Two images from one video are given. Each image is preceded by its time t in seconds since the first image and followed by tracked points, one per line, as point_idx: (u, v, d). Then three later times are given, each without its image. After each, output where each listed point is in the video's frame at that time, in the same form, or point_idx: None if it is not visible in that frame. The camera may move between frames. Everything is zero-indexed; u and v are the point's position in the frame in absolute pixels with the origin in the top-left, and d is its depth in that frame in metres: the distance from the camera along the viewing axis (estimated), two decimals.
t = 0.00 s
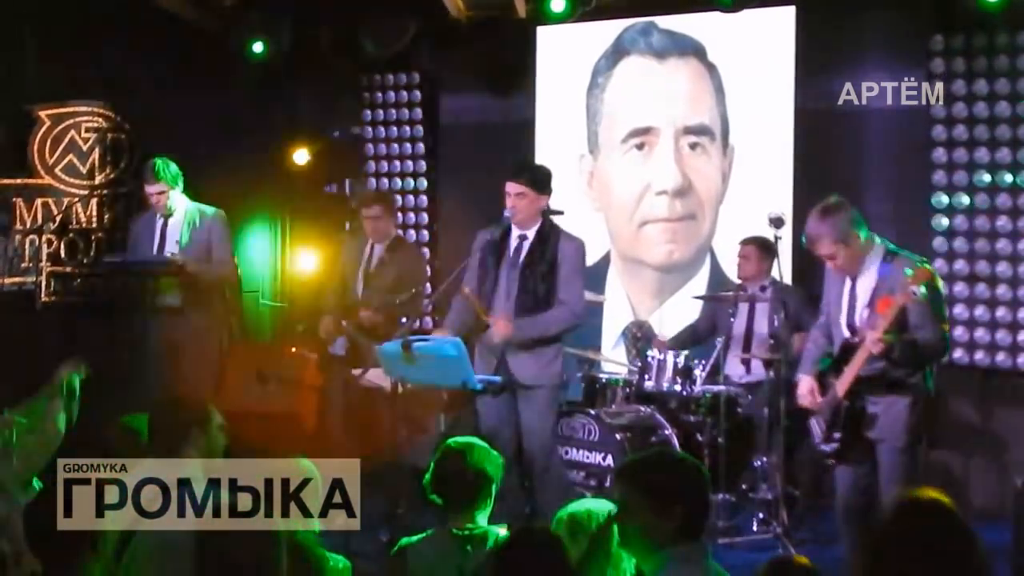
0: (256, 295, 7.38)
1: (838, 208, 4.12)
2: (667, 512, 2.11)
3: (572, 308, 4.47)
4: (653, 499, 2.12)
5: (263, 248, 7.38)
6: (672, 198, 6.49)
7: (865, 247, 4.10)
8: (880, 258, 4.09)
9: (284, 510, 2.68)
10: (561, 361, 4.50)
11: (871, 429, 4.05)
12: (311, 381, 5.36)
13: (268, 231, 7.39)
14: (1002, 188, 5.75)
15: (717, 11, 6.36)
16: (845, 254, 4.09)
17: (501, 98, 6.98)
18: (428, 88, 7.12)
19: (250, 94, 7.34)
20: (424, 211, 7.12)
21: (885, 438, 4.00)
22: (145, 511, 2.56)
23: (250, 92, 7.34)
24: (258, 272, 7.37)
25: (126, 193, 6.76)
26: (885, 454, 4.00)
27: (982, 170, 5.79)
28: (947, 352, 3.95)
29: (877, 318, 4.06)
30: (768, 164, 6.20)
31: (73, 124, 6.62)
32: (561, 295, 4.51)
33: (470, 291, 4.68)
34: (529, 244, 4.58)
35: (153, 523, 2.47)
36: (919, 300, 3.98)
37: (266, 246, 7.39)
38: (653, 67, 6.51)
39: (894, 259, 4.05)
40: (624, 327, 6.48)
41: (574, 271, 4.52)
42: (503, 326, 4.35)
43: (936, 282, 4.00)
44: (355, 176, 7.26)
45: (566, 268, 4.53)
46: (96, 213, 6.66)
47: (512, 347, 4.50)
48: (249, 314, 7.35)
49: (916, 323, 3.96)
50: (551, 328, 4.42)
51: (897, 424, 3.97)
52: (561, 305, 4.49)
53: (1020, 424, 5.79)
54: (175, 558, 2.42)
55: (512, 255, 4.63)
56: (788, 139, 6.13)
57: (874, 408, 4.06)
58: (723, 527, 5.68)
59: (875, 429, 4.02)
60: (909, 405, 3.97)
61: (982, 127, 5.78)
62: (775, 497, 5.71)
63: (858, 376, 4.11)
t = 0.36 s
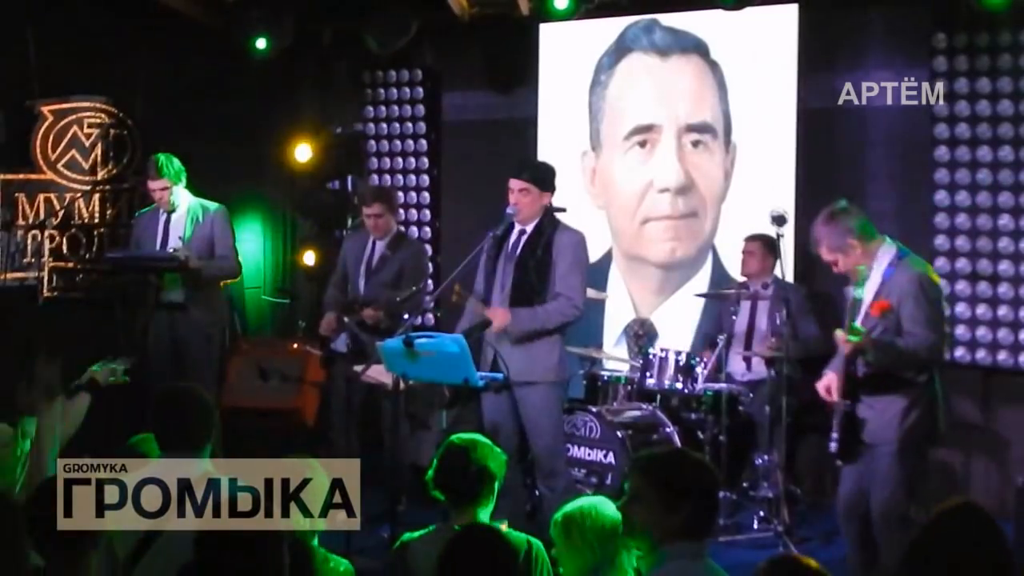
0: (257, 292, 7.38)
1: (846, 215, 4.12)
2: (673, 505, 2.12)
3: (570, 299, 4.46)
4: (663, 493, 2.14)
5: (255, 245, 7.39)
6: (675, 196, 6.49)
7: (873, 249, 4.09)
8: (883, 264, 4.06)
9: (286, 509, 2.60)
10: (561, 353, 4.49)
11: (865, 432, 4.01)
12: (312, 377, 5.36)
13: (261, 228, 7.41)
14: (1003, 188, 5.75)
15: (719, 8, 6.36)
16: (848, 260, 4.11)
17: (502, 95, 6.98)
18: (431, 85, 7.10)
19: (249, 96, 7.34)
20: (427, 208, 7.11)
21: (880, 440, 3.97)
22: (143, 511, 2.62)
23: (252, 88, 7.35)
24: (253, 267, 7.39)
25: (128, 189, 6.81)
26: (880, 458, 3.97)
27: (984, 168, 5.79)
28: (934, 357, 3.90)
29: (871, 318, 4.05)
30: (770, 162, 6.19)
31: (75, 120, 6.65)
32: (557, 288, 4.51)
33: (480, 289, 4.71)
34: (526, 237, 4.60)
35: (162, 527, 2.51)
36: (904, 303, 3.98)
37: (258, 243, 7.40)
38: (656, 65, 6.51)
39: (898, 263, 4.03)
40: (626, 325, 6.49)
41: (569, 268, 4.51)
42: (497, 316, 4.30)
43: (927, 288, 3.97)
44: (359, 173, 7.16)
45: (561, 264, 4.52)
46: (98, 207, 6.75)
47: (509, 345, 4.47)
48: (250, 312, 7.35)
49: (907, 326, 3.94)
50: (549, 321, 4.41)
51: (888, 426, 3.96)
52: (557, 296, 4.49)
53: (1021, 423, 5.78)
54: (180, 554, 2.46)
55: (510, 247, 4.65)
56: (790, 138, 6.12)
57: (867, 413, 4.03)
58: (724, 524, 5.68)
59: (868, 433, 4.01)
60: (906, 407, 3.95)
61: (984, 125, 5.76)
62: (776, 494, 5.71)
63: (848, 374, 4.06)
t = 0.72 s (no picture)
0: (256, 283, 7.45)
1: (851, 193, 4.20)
2: (664, 498, 2.17)
3: (580, 295, 4.46)
4: (662, 486, 2.18)
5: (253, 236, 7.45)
6: (681, 189, 6.49)
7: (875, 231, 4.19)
8: (886, 243, 4.15)
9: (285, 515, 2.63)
10: (566, 346, 4.49)
11: (871, 417, 4.09)
12: (318, 370, 5.35)
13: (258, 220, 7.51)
14: (1009, 182, 5.74)
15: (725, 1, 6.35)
16: (852, 237, 4.19)
17: (508, 89, 6.97)
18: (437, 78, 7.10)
19: (252, 92, 7.42)
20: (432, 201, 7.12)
21: (884, 426, 4.05)
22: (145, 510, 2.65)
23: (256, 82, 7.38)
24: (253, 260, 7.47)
25: (134, 183, 6.79)
26: (886, 442, 4.04)
27: (991, 162, 5.78)
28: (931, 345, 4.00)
29: (872, 301, 4.10)
30: (775, 156, 6.19)
31: (81, 114, 6.64)
32: (566, 282, 4.50)
33: (485, 283, 4.72)
34: (533, 229, 4.59)
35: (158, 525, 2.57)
36: (905, 286, 4.07)
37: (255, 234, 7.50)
38: (661, 59, 6.50)
39: (898, 247, 4.12)
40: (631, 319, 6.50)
41: (577, 261, 4.51)
42: (513, 328, 4.32)
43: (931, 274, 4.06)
44: (363, 167, 7.34)
45: (569, 257, 4.52)
46: (105, 202, 6.72)
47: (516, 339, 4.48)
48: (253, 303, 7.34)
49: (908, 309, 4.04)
50: (561, 322, 4.42)
51: (895, 410, 4.03)
52: (568, 291, 4.48)
53: None
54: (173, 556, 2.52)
55: (515, 240, 4.64)
56: (796, 132, 6.12)
57: (870, 396, 4.12)
58: (730, 518, 5.68)
59: (875, 418, 4.07)
60: (911, 390, 4.03)
61: (990, 119, 5.76)
62: (782, 488, 5.71)
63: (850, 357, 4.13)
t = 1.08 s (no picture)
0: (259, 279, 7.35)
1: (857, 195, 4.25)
2: (650, 506, 2.03)
3: (583, 296, 4.46)
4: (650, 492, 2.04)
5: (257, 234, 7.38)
6: (684, 187, 6.47)
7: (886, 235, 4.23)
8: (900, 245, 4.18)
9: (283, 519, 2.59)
10: (570, 347, 4.50)
11: (881, 419, 4.10)
12: (322, 368, 5.45)
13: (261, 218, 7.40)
14: (1013, 181, 5.74)
15: None
16: (866, 240, 4.21)
17: (512, 87, 6.97)
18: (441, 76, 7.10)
19: (260, 95, 7.36)
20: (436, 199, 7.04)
21: (896, 428, 4.05)
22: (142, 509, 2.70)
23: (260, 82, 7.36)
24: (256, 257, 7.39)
25: (138, 181, 6.74)
26: (896, 445, 4.06)
27: (995, 160, 5.77)
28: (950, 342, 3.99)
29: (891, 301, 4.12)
30: (779, 155, 6.19)
31: (85, 112, 6.71)
32: (570, 283, 4.50)
33: (486, 279, 4.70)
34: (539, 228, 4.59)
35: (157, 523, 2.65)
36: (926, 283, 4.07)
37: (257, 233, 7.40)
38: (666, 57, 6.50)
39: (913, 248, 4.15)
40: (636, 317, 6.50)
41: (584, 261, 4.52)
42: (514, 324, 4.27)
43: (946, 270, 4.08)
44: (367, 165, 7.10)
45: (575, 258, 4.53)
46: (108, 200, 6.69)
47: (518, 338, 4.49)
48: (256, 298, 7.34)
49: (927, 306, 4.04)
50: (562, 321, 4.43)
51: (905, 412, 4.04)
52: (572, 291, 4.48)
53: None
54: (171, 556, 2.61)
55: (521, 239, 4.64)
56: (799, 130, 6.13)
57: (883, 397, 4.11)
58: (733, 517, 5.67)
59: (885, 420, 4.09)
60: (923, 391, 4.04)
61: (994, 117, 5.75)
62: (786, 487, 5.71)
63: (865, 360, 4.10)
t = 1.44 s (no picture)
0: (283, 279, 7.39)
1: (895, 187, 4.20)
2: (653, 513, 2.29)
3: (598, 291, 4.46)
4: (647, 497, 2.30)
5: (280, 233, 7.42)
6: (700, 185, 6.48)
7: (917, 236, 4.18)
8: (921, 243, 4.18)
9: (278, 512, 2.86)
10: (587, 344, 4.51)
11: (903, 417, 4.11)
12: (339, 366, 5.40)
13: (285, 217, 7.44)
14: None
15: None
16: (895, 234, 4.17)
17: (526, 86, 6.96)
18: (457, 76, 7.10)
19: (268, 95, 7.36)
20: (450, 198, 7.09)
21: (916, 429, 4.08)
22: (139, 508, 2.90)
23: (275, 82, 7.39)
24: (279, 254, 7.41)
25: (154, 179, 6.89)
26: (918, 445, 4.09)
27: (1013, 158, 5.75)
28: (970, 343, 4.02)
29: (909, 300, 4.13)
30: (795, 153, 6.21)
31: (102, 111, 6.87)
32: (585, 280, 4.51)
33: (508, 279, 4.71)
34: (555, 226, 4.58)
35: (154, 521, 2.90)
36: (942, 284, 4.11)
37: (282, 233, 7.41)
38: (680, 55, 6.49)
39: (939, 248, 4.14)
40: (652, 316, 6.50)
41: (598, 259, 4.52)
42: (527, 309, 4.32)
43: (969, 275, 4.08)
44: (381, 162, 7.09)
45: (590, 257, 4.53)
46: (125, 198, 6.86)
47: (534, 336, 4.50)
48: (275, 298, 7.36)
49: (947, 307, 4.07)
50: (576, 314, 4.42)
51: (927, 412, 4.05)
52: (588, 287, 4.49)
53: None
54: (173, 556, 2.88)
55: (539, 237, 4.64)
56: (814, 128, 6.16)
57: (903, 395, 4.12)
58: (750, 515, 5.67)
59: (906, 420, 4.10)
60: (944, 389, 4.05)
61: (1011, 115, 5.74)
62: (802, 485, 5.70)
63: (885, 358, 4.12)
